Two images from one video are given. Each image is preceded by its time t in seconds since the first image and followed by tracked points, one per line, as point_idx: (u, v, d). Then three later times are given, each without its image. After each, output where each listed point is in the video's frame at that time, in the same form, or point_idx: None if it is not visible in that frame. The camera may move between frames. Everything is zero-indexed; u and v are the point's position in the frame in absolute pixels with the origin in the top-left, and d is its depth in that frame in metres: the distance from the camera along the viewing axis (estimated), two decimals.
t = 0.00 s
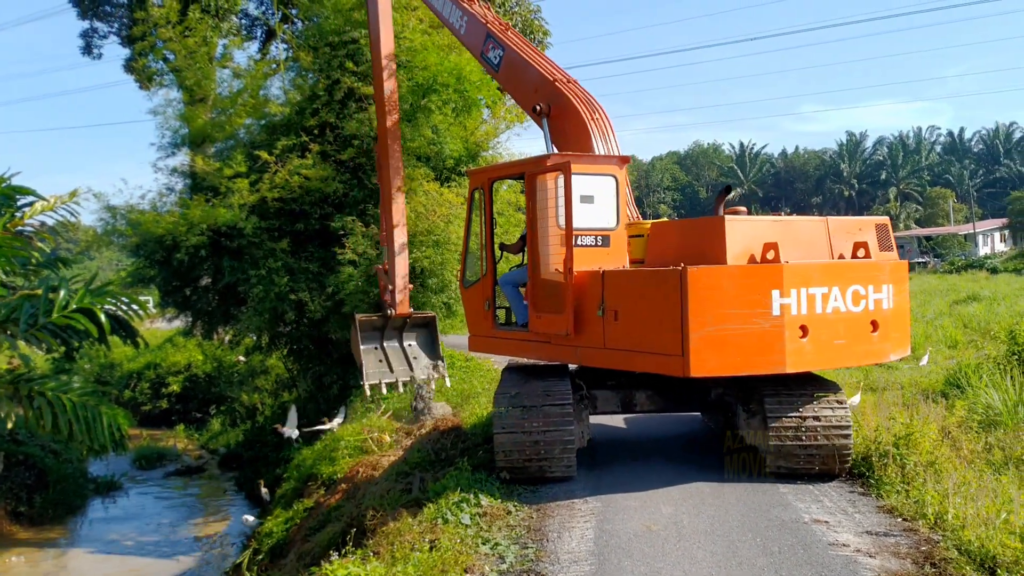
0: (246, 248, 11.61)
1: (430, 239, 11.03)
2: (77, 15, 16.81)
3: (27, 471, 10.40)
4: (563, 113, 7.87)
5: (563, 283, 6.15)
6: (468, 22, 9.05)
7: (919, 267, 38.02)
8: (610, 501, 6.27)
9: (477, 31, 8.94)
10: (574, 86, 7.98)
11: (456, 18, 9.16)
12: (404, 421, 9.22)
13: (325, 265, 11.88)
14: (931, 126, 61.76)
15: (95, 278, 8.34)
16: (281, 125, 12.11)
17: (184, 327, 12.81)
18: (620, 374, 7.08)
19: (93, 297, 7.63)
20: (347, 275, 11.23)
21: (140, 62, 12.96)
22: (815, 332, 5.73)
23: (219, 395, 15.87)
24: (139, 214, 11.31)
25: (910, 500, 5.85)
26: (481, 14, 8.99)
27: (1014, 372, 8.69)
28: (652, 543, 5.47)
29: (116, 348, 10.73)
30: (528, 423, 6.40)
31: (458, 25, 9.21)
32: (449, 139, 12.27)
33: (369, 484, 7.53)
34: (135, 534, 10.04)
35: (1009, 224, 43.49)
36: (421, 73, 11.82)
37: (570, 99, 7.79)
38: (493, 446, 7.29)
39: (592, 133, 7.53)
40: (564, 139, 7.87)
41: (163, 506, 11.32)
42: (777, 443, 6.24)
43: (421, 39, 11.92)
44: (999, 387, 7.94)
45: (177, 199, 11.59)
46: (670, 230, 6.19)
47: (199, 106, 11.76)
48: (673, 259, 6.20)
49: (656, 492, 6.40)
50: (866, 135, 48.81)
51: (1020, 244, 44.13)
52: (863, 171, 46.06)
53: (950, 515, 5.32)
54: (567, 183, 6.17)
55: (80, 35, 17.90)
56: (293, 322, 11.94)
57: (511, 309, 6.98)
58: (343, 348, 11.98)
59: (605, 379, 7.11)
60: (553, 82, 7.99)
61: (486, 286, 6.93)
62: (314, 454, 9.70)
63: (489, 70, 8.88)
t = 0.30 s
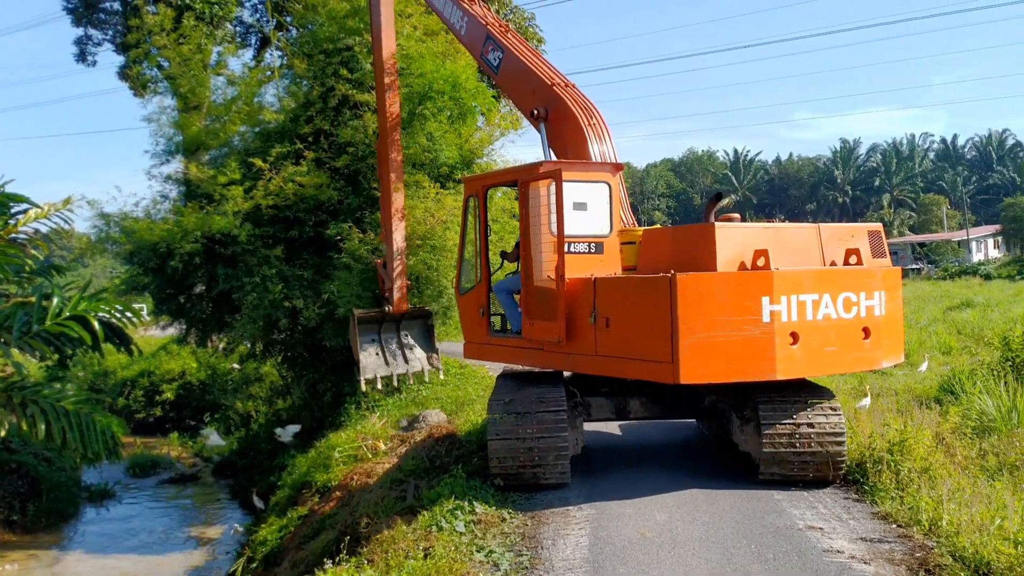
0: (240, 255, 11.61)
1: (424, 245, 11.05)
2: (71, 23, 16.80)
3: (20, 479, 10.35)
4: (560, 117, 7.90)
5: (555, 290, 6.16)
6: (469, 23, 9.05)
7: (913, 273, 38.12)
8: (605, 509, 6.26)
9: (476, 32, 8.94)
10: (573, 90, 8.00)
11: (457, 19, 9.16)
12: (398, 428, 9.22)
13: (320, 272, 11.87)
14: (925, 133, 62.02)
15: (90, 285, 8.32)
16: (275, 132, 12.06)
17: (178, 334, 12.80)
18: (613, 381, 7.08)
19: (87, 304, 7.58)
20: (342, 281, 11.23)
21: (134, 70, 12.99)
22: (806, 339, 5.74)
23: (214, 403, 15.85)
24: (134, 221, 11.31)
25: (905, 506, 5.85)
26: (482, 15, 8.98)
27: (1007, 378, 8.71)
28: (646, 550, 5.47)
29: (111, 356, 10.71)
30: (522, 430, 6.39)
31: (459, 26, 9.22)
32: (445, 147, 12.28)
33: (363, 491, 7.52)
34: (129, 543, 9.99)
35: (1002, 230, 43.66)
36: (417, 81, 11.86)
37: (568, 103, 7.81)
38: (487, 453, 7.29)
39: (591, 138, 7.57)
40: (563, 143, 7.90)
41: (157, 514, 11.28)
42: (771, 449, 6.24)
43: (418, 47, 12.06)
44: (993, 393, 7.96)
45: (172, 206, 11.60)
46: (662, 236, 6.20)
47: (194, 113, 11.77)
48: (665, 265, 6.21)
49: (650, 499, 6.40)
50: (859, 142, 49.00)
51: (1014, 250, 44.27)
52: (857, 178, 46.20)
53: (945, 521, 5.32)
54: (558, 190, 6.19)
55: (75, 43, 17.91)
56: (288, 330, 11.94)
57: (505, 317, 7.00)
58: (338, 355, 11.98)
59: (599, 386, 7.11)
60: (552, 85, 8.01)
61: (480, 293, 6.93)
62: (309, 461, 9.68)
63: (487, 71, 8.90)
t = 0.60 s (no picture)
0: (239, 263, 11.60)
1: (422, 253, 11.05)
2: (71, 33, 16.85)
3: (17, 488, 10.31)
4: (559, 125, 7.91)
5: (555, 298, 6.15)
6: (464, 27, 9.05)
7: (911, 282, 38.14)
8: (603, 517, 6.24)
9: (471, 37, 8.95)
10: (571, 98, 8.01)
11: (452, 23, 9.16)
12: (397, 436, 9.21)
13: (318, 280, 11.87)
14: (922, 141, 62.15)
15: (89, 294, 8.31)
16: (274, 141, 12.06)
17: (176, 343, 12.78)
18: (612, 389, 7.07)
19: (86, 313, 7.57)
20: (341, 290, 11.23)
21: (133, 79, 13.02)
22: (807, 347, 5.74)
23: (212, 412, 15.82)
24: (132, 230, 11.31)
25: (904, 515, 5.84)
26: (477, 20, 9.00)
27: (1006, 386, 8.71)
28: (645, 559, 5.45)
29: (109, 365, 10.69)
30: (521, 439, 6.38)
31: (453, 30, 9.22)
32: (444, 155, 12.20)
33: (361, 501, 7.51)
34: (126, 553, 9.94)
35: (1000, 239, 43.72)
36: (416, 89, 11.93)
37: (567, 111, 7.82)
38: (485, 461, 7.27)
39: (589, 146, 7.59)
40: (562, 151, 7.91)
41: (154, 524, 11.24)
42: (770, 458, 6.23)
43: (417, 56, 12.15)
44: (992, 401, 7.95)
45: (170, 215, 11.61)
46: (662, 244, 6.20)
47: (193, 122, 11.81)
48: (665, 274, 6.21)
49: (649, 508, 6.39)
50: (857, 151, 49.12)
51: (1012, 258, 44.31)
52: (855, 187, 46.26)
53: (944, 529, 5.31)
54: (558, 199, 6.19)
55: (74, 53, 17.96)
56: (286, 338, 11.93)
57: (503, 326, 7.00)
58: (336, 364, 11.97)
59: (597, 395, 7.10)
60: (551, 92, 8.02)
61: (479, 302, 6.92)
62: (307, 470, 9.65)
63: (482, 77, 8.91)
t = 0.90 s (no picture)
0: (243, 273, 11.63)
1: (424, 263, 11.08)
2: (76, 43, 16.92)
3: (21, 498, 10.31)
4: (559, 133, 7.95)
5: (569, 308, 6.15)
6: (459, 31, 9.08)
7: (915, 291, 38.07)
8: (607, 529, 6.23)
9: (466, 42, 8.98)
10: (571, 105, 8.03)
11: (446, 27, 9.19)
12: (400, 446, 9.22)
13: (322, 291, 11.90)
14: (926, 151, 62.12)
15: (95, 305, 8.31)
16: (279, 151, 12.11)
17: (181, 353, 12.80)
18: (615, 399, 7.06)
19: (91, 323, 7.58)
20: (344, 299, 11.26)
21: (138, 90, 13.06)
22: (825, 356, 5.75)
23: (216, 422, 15.84)
24: (137, 240, 11.33)
25: (909, 526, 5.82)
26: (473, 24, 9.03)
27: (1010, 396, 8.69)
28: (649, 570, 5.43)
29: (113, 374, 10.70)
30: (524, 450, 6.37)
31: (447, 34, 9.25)
32: (447, 165, 12.23)
33: (365, 511, 7.50)
34: (130, 563, 9.94)
35: (1004, 248, 43.65)
36: (419, 100, 11.96)
37: (568, 119, 7.84)
38: (489, 472, 7.27)
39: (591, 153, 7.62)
40: (562, 159, 7.95)
41: (158, 534, 11.24)
42: (775, 468, 6.21)
43: (419, 66, 12.23)
44: (996, 412, 7.93)
45: (175, 225, 11.64)
46: (673, 254, 6.21)
47: (197, 132, 11.82)
48: (676, 284, 6.21)
49: (653, 519, 6.37)
50: (860, 160, 49.14)
51: (1016, 267, 44.24)
52: (859, 196, 46.22)
53: (949, 540, 5.29)
54: (570, 208, 6.19)
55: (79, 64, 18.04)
56: (290, 348, 11.96)
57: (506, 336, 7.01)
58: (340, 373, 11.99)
59: (601, 405, 7.08)
60: (550, 98, 8.04)
61: (482, 311, 6.93)
62: (311, 480, 9.66)
63: (478, 82, 8.94)
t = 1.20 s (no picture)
0: (249, 282, 11.65)
1: (428, 274, 11.07)
2: (83, 54, 17.00)
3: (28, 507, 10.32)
4: (562, 140, 7.97)
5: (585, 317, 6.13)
6: (457, 35, 9.11)
7: (922, 300, 37.94)
8: (614, 538, 6.21)
9: (465, 47, 9.01)
10: (574, 111, 8.05)
11: (444, 31, 9.23)
12: (406, 455, 9.21)
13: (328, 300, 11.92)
14: (932, 160, 62.02)
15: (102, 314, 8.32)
16: (285, 161, 12.19)
17: (187, 362, 12.81)
18: (621, 408, 7.05)
19: (97, 332, 7.68)
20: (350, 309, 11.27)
21: (145, 100, 13.11)
22: (844, 365, 5.75)
23: (222, 431, 15.85)
24: (144, 249, 11.35)
25: (917, 535, 5.79)
26: (471, 28, 9.07)
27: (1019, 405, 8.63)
28: None
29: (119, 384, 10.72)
30: (531, 459, 6.36)
31: (445, 38, 9.28)
32: (452, 174, 12.27)
33: (370, 521, 7.49)
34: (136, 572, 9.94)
35: (1011, 258, 43.50)
36: (425, 110, 11.96)
37: (572, 127, 7.86)
38: (495, 481, 7.25)
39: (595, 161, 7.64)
40: (563, 166, 7.99)
41: (164, 543, 11.24)
42: (782, 478, 6.19)
43: (424, 77, 12.25)
44: (1005, 421, 7.89)
45: (182, 234, 11.67)
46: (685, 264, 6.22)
47: (204, 143, 11.85)
48: (688, 293, 6.21)
49: (659, 528, 6.35)
50: (866, 169, 49.09)
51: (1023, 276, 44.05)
52: (865, 205, 46.13)
53: (958, 550, 5.26)
54: (584, 217, 6.19)
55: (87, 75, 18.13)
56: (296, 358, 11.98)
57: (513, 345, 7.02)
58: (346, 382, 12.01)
59: (607, 414, 7.07)
60: (553, 105, 8.06)
61: (488, 320, 6.93)
62: (317, 490, 9.65)
63: (478, 87, 8.98)
